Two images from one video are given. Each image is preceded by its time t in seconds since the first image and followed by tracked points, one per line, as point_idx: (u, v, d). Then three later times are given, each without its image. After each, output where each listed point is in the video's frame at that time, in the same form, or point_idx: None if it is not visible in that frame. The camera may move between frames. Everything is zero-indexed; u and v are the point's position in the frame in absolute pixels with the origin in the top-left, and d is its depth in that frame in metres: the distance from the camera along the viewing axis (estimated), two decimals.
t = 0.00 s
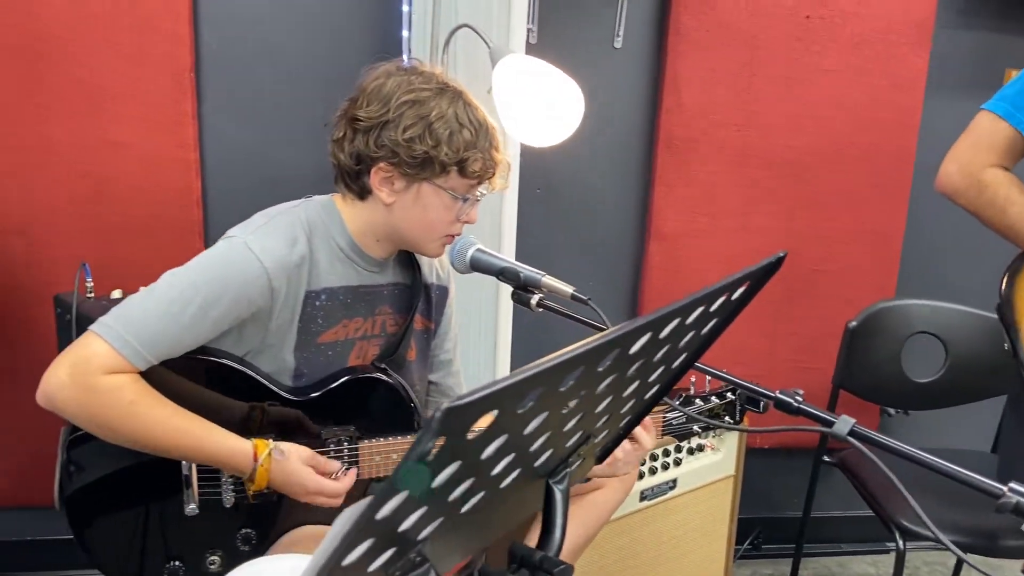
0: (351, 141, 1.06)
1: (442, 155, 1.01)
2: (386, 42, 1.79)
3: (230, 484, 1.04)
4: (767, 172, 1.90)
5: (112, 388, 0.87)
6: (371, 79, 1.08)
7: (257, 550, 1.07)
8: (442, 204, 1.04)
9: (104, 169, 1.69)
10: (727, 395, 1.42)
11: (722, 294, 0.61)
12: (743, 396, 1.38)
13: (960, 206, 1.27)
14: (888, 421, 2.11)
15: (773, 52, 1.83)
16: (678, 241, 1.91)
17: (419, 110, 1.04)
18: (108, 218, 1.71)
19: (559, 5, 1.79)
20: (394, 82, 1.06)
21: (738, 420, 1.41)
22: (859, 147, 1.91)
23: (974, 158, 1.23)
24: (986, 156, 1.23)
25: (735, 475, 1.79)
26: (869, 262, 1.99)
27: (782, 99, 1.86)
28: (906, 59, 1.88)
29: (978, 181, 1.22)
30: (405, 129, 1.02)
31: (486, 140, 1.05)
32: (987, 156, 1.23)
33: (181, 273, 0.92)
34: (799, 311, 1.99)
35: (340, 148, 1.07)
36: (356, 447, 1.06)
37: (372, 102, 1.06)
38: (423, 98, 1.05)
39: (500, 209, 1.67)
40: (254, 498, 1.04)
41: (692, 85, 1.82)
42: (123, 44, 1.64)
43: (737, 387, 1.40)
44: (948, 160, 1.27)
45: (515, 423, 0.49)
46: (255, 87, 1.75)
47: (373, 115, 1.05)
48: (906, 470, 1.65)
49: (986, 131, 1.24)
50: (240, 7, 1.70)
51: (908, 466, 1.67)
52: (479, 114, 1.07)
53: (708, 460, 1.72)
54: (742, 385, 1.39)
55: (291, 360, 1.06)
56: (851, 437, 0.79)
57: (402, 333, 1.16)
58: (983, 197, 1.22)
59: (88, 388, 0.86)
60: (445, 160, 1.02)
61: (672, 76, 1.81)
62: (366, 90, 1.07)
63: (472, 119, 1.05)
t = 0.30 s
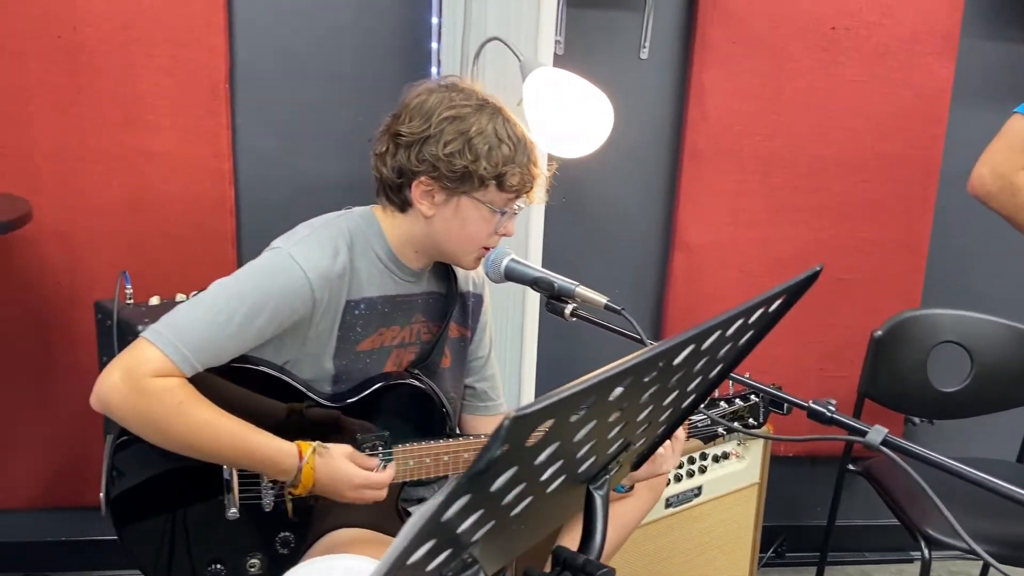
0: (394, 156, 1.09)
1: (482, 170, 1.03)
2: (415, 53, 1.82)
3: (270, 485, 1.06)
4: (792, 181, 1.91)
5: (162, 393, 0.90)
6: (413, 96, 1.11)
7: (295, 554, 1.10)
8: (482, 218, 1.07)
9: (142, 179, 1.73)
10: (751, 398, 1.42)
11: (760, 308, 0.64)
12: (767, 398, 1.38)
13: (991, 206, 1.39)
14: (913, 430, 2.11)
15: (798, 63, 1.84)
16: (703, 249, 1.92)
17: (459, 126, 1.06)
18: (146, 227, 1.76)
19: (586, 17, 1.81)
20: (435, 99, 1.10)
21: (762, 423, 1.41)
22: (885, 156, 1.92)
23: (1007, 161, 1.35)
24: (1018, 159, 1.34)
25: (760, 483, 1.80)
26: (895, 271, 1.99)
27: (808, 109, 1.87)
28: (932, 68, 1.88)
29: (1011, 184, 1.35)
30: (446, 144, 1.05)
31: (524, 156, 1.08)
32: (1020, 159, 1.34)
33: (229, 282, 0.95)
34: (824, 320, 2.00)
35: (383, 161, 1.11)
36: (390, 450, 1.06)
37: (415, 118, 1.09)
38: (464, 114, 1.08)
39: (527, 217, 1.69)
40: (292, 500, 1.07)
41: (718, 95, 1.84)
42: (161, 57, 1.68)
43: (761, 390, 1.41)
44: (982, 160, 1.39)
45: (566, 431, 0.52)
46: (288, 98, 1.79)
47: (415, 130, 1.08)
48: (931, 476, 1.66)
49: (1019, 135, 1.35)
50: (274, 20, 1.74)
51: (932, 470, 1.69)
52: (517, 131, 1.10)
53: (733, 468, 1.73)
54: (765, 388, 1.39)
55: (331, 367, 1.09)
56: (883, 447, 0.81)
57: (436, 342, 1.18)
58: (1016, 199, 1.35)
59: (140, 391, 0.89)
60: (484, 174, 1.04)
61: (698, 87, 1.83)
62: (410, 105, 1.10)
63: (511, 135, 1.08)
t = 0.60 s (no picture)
0: (426, 154, 1.15)
1: (504, 164, 1.07)
2: (444, 64, 1.87)
3: (313, 476, 1.10)
4: (814, 188, 1.94)
5: (215, 387, 0.94)
6: (447, 101, 1.18)
7: (334, 547, 1.13)
8: (504, 213, 1.10)
9: (179, 185, 1.78)
10: (776, 401, 1.45)
11: (794, 310, 0.68)
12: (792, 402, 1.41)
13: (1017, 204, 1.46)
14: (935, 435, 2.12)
15: (821, 71, 1.87)
16: (725, 255, 1.95)
17: (486, 125, 1.12)
18: (183, 233, 1.80)
19: (611, 27, 1.85)
20: (467, 102, 1.15)
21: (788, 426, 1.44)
22: (906, 163, 1.94)
23: None
24: None
25: (782, 486, 1.82)
26: (917, 276, 2.01)
27: (830, 116, 1.90)
28: (954, 76, 1.90)
29: None
30: (472, 141, 1.10)
31: (548, 155, 1.11)
32: None
33: (276, 283, 0.99)
34: (846, 325, 2.02)
35: (416, 159, 1.16)
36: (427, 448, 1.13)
37: (446, 119, 1.15)
38: (494, 114, 1.13)
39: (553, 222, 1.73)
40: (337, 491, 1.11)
41: (741, 103, 1.87)
42: (198, 67, 1.73)
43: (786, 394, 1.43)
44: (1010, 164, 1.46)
45: (617, 424, 0.57)
46: (320, 106, 1.83)
47: (445, 129, 1.14)
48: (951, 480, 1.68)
49: None
50: (308, 31, 1.79)
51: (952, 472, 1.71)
52: (545, 132, 1.13)
53: (755, 471, 1.75)
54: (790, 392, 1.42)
55: (369, 365, 1.13)
56: (911, 445, 0.85)
57: (470, 343, 1.21)
58: None
59: (194, 386, 0.93)
60: (506, 169, 1.08)
61: (721, 95, 1.86)
62: (444, 108, 1.16)
63: (537, 135, 1.12)
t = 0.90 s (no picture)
0: (472, 166, 1.23)
1: (535, 172, 1.13)
2: (474, 76, 1.92)
3: (362, 475, 1.15)
4: (835, 197, 1.98)
5: (275, 384, 0.99)
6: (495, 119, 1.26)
7: (382, 541, 1.18)
8: (534, 218, 1.15)
9: (219, 194, 1.84)
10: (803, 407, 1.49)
11: (831, 318, 0.75)
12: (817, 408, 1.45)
13: None
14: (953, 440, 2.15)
15: (842, 83, 1.92)
16: (748, 262, 1.99)
17: (524, 137, 1.19)
18: (223, 241, 1.86)
19: (637, 41, 1.90)
20: (510, 118, 1.24)
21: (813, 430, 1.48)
22: (926, 173, 1.98)
23: None
24: None
25: (805, 489, 1.86)
26: (936, 284, 2.04)
27: (850, 127, 1.94)
28: (972, 88, 1.94)
29: None
30: (509, 151, 1.18)
31: (580, 166, 1.16)
32: None
33: (332, 286, 1.04)
34: (866, 331, 2.06)
35: (465, 172, 1.25)
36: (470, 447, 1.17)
37: (490, 134, 1.23)
38: (533, 128, 1.21)
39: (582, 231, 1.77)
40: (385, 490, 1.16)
41: (764, 114, 1.91)
42: (238, 80, 1.80)
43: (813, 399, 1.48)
44: None
45: (676, 418, 0.64)
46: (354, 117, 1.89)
47: (487, 142, 1.22)
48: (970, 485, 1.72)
49: None
50: (344, 46, 1.86)
51: (970, 476, 1.76)
52: (580, 147, 1.19)
53: (779, 474, 1.79)
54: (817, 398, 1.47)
55: (415, 368, 1.18)
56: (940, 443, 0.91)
57: (508, 348, 1.26)
58: None
59: (255, 382, 0.98)
60: (537, 177, 1.14)
61: (745, 106, 1.91)
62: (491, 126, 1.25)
63: (570, 147, 1.17)
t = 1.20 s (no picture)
0: (513, 179, 1.30)
1: (569, 176, 1.19)
2: (503, 89, 1.98)
3: (411, 471, 1.21)
4: (854, 206, 2.03)
5: (333, 381, 1.05)
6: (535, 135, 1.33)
7: (428, 534, 1.24)
8: (569, 221, 1.20)
9: (258, 203, 1.91)
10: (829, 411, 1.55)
11: (867, 324, 0.80)
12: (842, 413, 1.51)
13: None
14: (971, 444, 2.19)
15: (861, 95, 1.97)
16: (769, 270, 2.04)
17: (561, 146, 1.25)
18: (260, 248, 1.92)
19: (661, 55, 1.96)
20: (549, 132, 1.30)
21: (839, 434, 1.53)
22: (943, 182, 2.03)
23: None
24: None
25: (826, 492, 1.90)
26: (953, 290, 2.09)
27: (869, 138, 1.99)
28: (988, 99, 1.99)
29: None
30: (546, 160, 1.24)
31: (612, 170, 1.21)
32: None
33: (386, 290, 1.10)
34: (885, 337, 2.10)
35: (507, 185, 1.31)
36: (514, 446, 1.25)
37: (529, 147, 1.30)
38: (571, 139, 1.26)
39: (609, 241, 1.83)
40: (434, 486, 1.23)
41: (785, 125, 1.96)
42: (277, 93, 1.86)
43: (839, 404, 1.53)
44: None
45: (730, 417, 0.70)
46: (387, 129, 1.95)
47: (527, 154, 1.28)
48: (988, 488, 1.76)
49: None
50: (378, 60, 1.92)
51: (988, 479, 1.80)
52: (614, 153, 1.24)
53: (800, 476, 1.84)
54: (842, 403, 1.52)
55: (461, 369, 1.24)
56: (967, 442, 0.97)
57: (547, 350, 1.32)
58: None
59: (315, 378, 1.04)
60: (570, 180, 1.19)
61: (766, 118, 1.96)
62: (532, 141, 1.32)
63: (603, 154, 1.23)
